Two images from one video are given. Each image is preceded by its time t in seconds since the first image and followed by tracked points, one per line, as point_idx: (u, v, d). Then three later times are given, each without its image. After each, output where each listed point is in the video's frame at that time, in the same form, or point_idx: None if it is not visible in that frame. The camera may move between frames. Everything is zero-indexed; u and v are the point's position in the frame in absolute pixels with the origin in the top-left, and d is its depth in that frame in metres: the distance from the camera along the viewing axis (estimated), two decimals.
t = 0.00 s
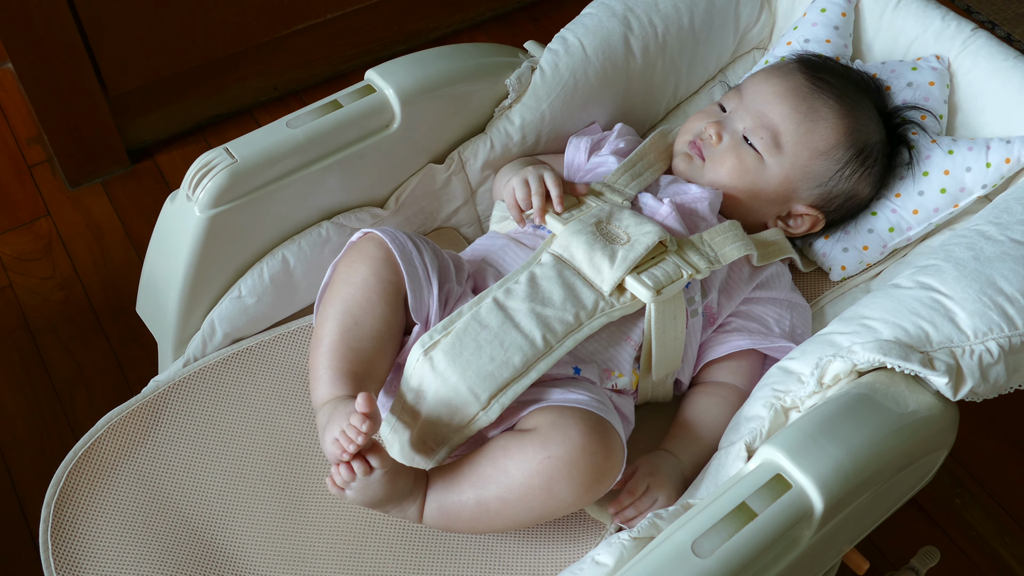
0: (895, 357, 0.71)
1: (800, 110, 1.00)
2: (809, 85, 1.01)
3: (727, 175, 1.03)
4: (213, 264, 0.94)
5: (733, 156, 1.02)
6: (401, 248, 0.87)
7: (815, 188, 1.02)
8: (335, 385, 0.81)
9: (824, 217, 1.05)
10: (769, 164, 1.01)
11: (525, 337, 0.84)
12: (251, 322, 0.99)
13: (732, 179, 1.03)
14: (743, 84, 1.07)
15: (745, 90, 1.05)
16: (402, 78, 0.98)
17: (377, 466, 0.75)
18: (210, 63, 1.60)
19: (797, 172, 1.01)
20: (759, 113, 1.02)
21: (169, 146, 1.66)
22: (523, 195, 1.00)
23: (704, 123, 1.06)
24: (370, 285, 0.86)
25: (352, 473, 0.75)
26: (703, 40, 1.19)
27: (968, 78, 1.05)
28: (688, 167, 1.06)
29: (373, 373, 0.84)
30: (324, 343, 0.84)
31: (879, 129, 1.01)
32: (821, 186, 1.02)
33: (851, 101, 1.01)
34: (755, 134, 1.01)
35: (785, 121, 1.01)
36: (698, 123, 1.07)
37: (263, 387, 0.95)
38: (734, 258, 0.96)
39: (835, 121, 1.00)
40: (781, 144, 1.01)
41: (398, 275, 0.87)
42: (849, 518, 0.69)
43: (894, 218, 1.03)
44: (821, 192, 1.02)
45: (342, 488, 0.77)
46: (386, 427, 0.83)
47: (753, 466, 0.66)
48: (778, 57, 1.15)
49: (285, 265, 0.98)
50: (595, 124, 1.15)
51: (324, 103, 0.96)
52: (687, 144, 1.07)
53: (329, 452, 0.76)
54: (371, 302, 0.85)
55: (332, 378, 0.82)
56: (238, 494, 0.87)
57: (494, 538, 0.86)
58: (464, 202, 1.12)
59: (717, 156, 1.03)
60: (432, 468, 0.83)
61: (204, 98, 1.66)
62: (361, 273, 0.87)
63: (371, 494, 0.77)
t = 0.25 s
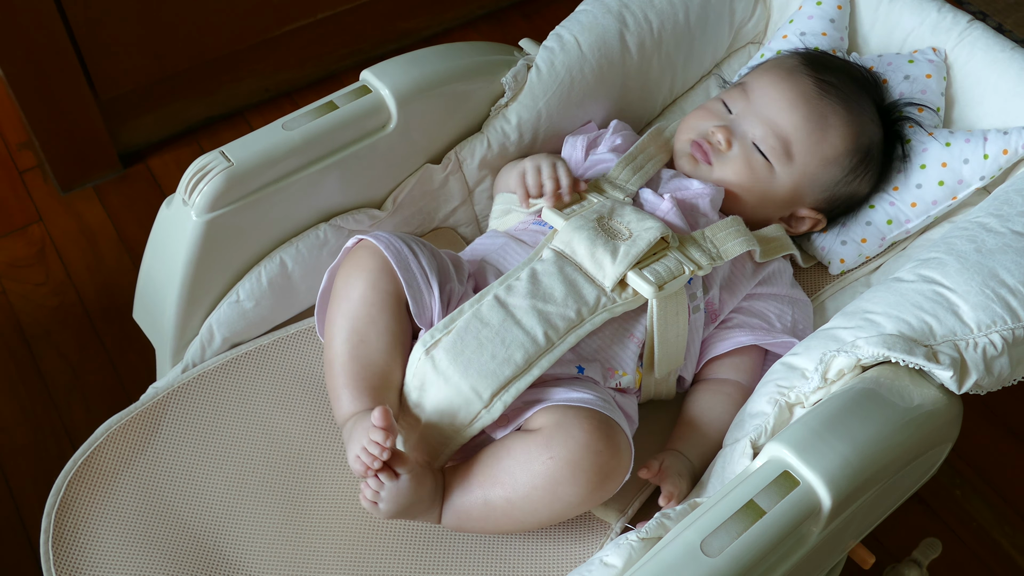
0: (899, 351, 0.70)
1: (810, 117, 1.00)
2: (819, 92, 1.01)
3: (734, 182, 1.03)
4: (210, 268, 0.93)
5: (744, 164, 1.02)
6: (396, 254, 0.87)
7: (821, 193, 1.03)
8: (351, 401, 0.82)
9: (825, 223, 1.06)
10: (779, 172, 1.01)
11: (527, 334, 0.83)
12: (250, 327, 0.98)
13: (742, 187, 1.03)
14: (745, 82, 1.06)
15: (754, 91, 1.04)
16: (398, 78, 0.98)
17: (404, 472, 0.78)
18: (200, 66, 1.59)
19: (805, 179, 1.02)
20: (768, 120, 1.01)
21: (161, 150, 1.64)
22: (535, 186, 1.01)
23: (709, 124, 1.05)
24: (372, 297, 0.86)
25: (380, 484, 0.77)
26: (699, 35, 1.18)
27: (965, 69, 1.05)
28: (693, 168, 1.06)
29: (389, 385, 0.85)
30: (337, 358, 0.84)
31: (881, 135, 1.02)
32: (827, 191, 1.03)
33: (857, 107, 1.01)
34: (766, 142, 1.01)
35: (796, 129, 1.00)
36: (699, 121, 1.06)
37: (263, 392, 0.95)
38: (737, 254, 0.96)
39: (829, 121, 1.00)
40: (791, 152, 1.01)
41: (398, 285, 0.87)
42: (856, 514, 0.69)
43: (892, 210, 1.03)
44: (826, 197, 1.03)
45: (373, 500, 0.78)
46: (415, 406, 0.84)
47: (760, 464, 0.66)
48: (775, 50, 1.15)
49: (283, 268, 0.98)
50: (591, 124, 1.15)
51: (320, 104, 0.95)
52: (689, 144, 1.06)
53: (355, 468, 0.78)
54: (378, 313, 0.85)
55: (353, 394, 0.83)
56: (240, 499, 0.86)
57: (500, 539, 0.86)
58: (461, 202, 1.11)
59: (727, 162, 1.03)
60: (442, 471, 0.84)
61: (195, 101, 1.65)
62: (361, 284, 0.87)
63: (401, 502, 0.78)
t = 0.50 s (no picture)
0: (898, 346, 0.70)
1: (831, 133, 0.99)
2: (841, 105, 0.99)
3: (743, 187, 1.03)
4: (206, 272, 0.92)
5: (762, 178, 1.00)
6: (392, 254, 0.86)
7: (827, 200, 1.04)
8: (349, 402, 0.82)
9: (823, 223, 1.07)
10: (794, 185, 1.01)
11: (528, 331, 0.83)
12: (246, 330, 0.98)
13: (756, 198, 1.02)
14: (765, 82, 1.03)
15: (779, 98, 1.00)
16: (392, 79, 0.97)
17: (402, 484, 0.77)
18: (190, 68, 1.58)
19: (816, 190, 1.02)
20: (792, 133, 0.99)
21: (152, 153, 1.63)
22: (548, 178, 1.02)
23: (729, 129, 1.02)
24: (372, 297, 0.85)
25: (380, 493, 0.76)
26: (692, 32, 1.18)
27: (959, 63, 1.05)
28: (708, 172, 1.03)
29: (391, 386, 0.84)
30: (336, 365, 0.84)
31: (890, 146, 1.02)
32: (833, 199, 1.04)
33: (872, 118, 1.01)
34: (788, 158, 0.99)
35: (818, 144, 0.99)
36: (715, 120, 1.03)
37: (260, 396, 0.94)
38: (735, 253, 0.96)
39: (839, 120, 0.99)
40: (810, 167, 1.00)
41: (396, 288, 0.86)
42: (858, 509, 0.69)
43: (887, 205, 1.03)
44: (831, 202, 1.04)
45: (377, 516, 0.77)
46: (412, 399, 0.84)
47: (762, 461, 0.66)
48: (770, 45, 1.15)
49: (279, 271, 0.97)
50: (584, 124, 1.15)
51: (314, 106, 0.95)
52: (710, 149, 1.03)
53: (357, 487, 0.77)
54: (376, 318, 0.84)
55: (352, 398, 0.82)
56: (239, 504, 0.86)
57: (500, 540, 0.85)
58: (458, 202, 1.11)
59: (746, 174, 1.01)
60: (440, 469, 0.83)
61: (186, 103, 1.64)
62: (362, 283, 0.86)
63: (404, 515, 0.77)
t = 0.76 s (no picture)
0: (893, 341, 0.70)
1: (833, 144, 0.99)
2: (844, 117, 0.99)
3: (743, 205, 1.03)
4: (197, 278, 0.92)
5: (762, 187, 1.00)
6: (317, 315, 0.85)
7: (819, 205, 1.04)
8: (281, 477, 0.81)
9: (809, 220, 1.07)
10: (792, 193, 1.01)
11: (515, 340, 0.83)
12: (239, 336, 0.97)
13: (751, 205, 1.02)
14: (771, 86, 1.01)
15: (787, 107, 0.99)
16: (380, 81, 0.97)
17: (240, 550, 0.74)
18: (177, 69, 1.57)
19: (812, 197, 1.02)
20: (797, 144, 0.98)
21: (140, 156, 1.62)
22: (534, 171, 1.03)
23: (734, 136, 1.00)
24: (310, 372, 0.84)
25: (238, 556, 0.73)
26: (681, 27, 1.18)
27: (948, 54, 1.05)
28: (704, 174, 1.03)
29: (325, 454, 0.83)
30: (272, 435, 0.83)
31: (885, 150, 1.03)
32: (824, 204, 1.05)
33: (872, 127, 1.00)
34: (789, 167, 0.99)
35: (820, 156, 0.99)
36: (716, 124, 1.02)
37: (253, 402, 0.94)
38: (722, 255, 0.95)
39: (836, 124, 0.99)
40: (810, 176, 1.00)
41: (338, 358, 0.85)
42: (856, 505, 0.68)
43: (880, 198, 1.03)
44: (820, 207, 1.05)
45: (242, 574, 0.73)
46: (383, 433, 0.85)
47: (759, 460, 0.66)
48: (760, 39, 1.14)
49: (271, 277, 0.97)
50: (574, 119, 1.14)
51: (304, 109, 0.95)
52: (709, 154, 1.02)
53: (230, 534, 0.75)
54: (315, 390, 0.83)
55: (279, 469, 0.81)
56: (235, 511, 0.86)
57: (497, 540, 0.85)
58: (450, 203, 1.10)
59: (745, 183, 1.01)
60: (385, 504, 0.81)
61: (173, 105, 1.63)
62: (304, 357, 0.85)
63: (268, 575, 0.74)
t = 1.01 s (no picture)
0: (887, 335, 0.70)
1: (825, 138, 0.99)
2: (836, 109, 0.99)
3: (737, 204, 1.02)
4: (187, 282, 0.91)
5: (757, 183, 1.00)
6: (375, 276, 0.83)
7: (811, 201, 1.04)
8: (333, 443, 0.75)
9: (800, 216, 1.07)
10: (785, 189, 1.01)
11: (515, 337, 0.83)
12: (230, 339, 0.96)
13: (745, 203, 1.02)
14: (762, 83, 1.01)
15: (778, 104, 0.99)
16: (369, 81, 0.96)
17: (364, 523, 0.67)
18: (165, 72, 1.56)
19: (802, 195, 1.02)
20: (791, 141, 0.98)
21: (128, 159, 1.61)
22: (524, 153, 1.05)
23: (727, 134, 1.00)
24: (359, 330, 0.80)
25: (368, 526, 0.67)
26: (669, 24, 1.17)
27: (937, 48, 1.05)
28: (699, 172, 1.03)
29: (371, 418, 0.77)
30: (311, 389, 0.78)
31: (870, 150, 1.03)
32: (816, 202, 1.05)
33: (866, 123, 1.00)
34: (783, 164, 0.99)
35: (813, 150, 0.99)
36: (709, 124, 1.02)
37: (245, 403, 0.93)
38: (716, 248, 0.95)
39: (826, 119, 0.99)
40: (803, 173, 1.00)
41: (385, 316, 0.82)
42: (853, 499, 0.68)
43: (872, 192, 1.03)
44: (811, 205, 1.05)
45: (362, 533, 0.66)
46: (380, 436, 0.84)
47: (755, 456, 0.65)
48: (749, 34, 1.14)
49: (261, 279, 0.96)
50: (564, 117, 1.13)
51: (292, 110, 0.94)
52: (705, 153, 1.02)
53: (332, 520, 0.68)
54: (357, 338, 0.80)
55: (330, 434, 0.75)
56: (230, 514, 0.85)
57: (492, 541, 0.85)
58: (440, 202, 1.10)
59: (740, 178, 1.00)
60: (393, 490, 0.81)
61: (161, 107, 1.62)
62: (346, 316, 0.81)
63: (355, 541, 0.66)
